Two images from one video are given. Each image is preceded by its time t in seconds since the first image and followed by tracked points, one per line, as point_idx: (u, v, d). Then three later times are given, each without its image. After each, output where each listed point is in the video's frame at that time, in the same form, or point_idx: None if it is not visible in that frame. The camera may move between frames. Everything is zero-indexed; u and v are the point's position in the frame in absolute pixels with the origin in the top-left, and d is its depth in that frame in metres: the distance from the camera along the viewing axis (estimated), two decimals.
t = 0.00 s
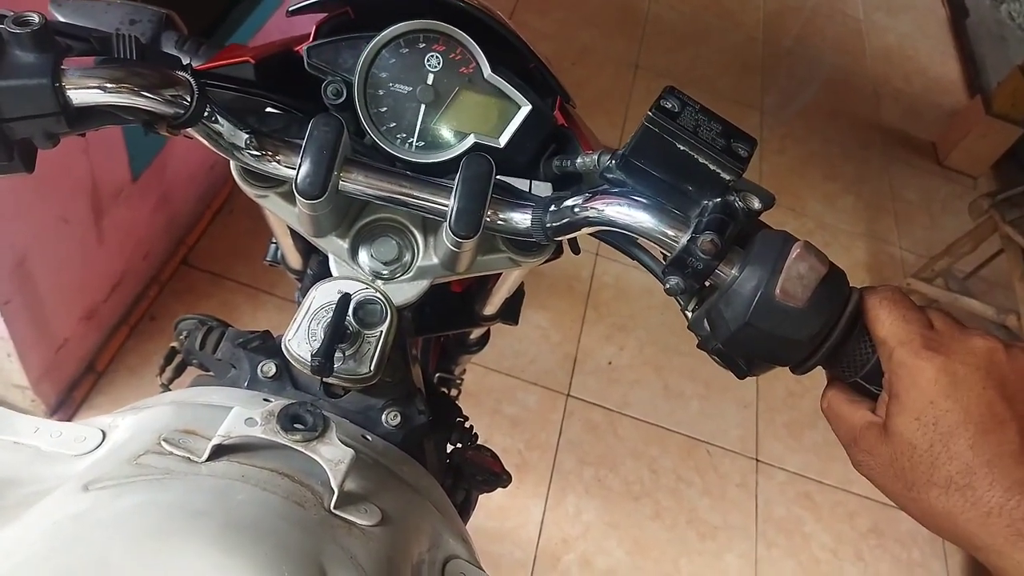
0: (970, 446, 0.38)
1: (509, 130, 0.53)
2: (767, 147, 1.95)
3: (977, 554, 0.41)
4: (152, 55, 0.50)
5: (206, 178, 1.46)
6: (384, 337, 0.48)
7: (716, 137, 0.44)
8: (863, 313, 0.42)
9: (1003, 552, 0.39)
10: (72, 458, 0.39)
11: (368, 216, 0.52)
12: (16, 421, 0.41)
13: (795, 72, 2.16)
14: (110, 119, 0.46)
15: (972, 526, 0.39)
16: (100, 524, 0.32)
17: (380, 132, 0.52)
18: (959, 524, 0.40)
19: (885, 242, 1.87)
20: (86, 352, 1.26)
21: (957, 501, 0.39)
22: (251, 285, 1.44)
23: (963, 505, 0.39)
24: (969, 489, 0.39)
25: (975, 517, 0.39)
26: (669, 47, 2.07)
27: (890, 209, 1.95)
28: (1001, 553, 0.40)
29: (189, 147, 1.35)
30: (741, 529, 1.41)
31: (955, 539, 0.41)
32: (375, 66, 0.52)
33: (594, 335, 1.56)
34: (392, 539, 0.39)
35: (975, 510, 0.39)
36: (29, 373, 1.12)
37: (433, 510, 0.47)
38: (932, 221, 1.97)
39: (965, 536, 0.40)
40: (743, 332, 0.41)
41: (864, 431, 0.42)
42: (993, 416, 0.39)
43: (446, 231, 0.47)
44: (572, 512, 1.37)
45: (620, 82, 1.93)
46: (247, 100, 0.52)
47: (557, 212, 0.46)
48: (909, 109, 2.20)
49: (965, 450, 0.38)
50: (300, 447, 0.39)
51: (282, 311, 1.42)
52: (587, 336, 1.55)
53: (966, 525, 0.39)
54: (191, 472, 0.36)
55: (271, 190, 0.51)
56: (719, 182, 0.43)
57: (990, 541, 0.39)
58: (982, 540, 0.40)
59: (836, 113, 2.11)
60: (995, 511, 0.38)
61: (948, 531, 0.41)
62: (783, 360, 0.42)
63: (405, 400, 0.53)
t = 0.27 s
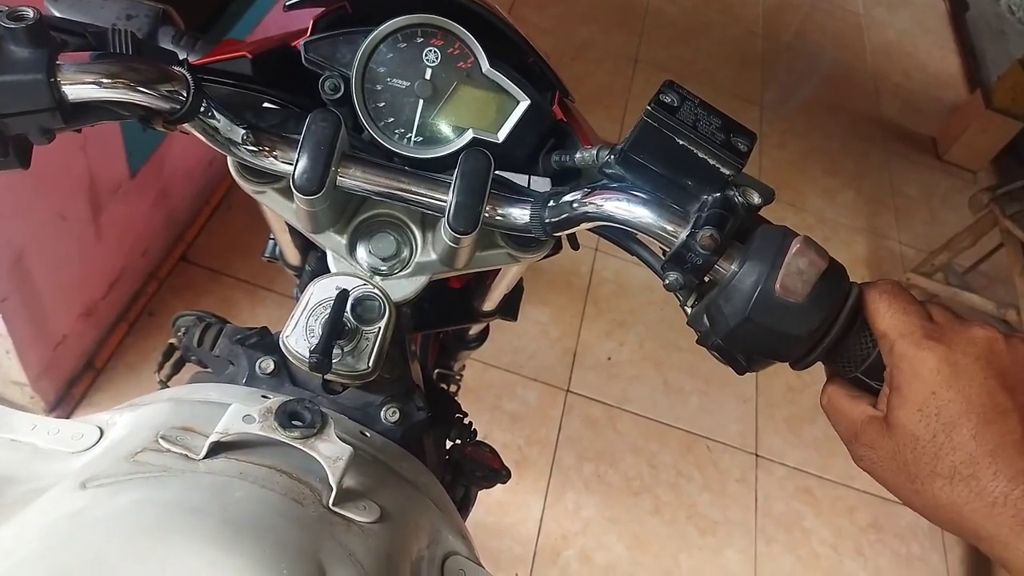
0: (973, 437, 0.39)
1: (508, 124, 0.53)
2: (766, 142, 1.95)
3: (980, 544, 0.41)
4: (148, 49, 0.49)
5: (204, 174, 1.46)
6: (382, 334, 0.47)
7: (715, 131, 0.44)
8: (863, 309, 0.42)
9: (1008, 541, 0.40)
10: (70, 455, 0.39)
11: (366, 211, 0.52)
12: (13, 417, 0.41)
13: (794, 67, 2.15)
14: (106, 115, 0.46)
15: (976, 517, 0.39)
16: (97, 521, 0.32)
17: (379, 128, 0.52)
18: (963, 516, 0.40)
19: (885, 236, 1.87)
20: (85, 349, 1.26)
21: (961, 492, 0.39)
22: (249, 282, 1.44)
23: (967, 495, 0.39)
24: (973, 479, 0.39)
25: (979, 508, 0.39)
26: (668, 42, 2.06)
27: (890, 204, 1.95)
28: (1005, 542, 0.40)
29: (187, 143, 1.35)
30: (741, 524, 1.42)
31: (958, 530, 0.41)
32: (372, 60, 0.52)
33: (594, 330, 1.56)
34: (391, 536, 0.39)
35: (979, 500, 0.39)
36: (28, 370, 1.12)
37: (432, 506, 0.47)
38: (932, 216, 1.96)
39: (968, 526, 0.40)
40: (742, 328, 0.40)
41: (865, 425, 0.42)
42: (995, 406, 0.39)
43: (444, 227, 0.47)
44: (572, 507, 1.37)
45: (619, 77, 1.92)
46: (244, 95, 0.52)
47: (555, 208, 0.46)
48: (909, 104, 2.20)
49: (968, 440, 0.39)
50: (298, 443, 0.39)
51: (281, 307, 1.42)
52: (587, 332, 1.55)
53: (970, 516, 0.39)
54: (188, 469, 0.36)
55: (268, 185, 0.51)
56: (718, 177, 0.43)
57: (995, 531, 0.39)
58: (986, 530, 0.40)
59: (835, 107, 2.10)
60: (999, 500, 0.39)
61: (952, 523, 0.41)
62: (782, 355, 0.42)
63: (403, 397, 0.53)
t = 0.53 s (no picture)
0: (985, 404, 0.39)
1: (505, 125, 0.53)
2: (765, 142, 1.95)
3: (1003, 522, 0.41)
4: (146, 49, 0.49)
5: (202, 174, 1.46)
6: (380, 335, 0.47)
7: (713, 132, 0.44)
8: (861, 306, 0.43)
9: None
10: (68, 456, 0.39)
11: (364, 212, 0.52)
12: (12, 418, 0.41)
13: (792, 67, 2.15)
14: (104, 115, 0.46)
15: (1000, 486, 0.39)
16: (94, 524, 0.32)
17: (376, 128, 0.52)
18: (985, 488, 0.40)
19: (883, 237, 1.87)
20: (83, 350, 1.26)
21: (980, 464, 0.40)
22: (247, 282, 1.43)
23: (986, 464, 0.40)
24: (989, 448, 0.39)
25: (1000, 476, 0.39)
26: (667, 42, 2.06)
27: (888, 204, 1.95)
28: None
29: (185, 143, 1.35)
30: (740, 524, 1.42)
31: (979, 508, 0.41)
32: (370, 60, 0.52)
33: (592, 330, 1.56)
34: (389, 537, 0.39)
35: (999, 467, 0.39)
36: (25, 371, 1.12)
37: (431, 507, 0.46)
38: (930, 216, 1.97)
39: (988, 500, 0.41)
40: (740, 329, 0.40)
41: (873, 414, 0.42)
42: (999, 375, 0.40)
43: (442, 227, 0.47)
44: (571, 508, 1.37)
45: (617, 77, 1.92)
46: (242, 95, 0.52)
47: (553, 208, 0.46)
48: (907, 103, 2.20)
49: (980, 408, 0.39)
50: (296, 444, 0.39)
51: (280, 308, 1.42)
52: (585, 332, 1.55)
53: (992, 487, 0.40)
54: (186, 471, 0.36)
55: (266, 186, 0.51)
56: (716, 178, 0.43)
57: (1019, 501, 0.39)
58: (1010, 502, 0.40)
59: (833, 107, 2.11)
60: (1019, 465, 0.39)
61: (974, 499, 0.41)
62: (781, 356, 0.42)
63: (402, 397, 0.53)
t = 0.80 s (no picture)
0: (999, 371, 0.42)
1: (508, 126, 0.53)
2: (769, 143, 1.94)
3: None
4: (149, 52, 0.49)
5: (206, 176, 1.46)
6: (382, 337, 0.47)
7: (715, 134, 0.44)
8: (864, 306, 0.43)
9: None
10: (72, 459, 0.39)
11: (367, 214, 0.52)
12: (17, 421, 0.41)
13: (795, 67, 2.15)
14: (107, 118, 0.46)
15: None
16: (97, 527, 0.32)
17: (379, 130, 0.52)
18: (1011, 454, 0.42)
19: (887, 237, 1.87)
20: (88, 352, 1.26)
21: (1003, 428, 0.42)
22: (252, 284, 1.44)
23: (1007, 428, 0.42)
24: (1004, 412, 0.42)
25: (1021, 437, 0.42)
26: (670, 42, 2.06)
27: (893, 204, 1.94)
28: None
29: (189, 146, 1.35)
30: (744, 526, 1.41)
31: (1004, 476, 0.43)
32: (373, 63, 0.52)
33: (596, 332, 1.56)
34: (393, 539, 0.39)
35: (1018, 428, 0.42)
36: (31, 373, 1.13)
37: (434, 509, 0.46)
38: (935, 216, 1.96)
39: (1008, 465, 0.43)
40: (743, 331, 0.40)
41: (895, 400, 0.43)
42: (1004, 343, 0.43)
43: (444, 229, 0.47)
44: (575, 509, 1.37)
45: (620, 78, 1.92)
46: (245, 97, 0.52)
47: (556, 210, 0.46)
48: (911, 104, 2.19)
49: (998, 373, 0.42)
50: (299, 447, 0.39)
51: (284, 310, 1.42)
52: (589, 333, 1.55)
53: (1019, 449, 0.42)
54: (190, 473, 0.36)
55: (269, 188, 0.51)
56: (718, 180, 0.43)
57: None
58: None
59: (837, 108, 2.10)
60: None
61: (1001, 467, 0.43)
62: (784, 359, 0.42)
63: (405, 400, 0.53)
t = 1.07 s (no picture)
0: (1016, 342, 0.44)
1: (513, 126, 0.53)
2: (774, 141, 1.94)
3: None
4: (155, 51, 0.49)
5: (211, 176, 1.46)
6: (387, 336, 0.47)
7: (720, 134, 0.44)
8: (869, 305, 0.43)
9: None
10: (79, 457, 0.40)
11: (372, 214, 0.52)
12: (24, 420, 0.41)
13: (801, 65, 2.14)
14: (113, 116, 0.46)
15: None
16: (104, 525, 0.32)
17: (384, 129, 0.52)
18: None
19: (894, 236, 1.86)
20: (95, 350, 1.27)
21: None
22: (257, 283, 1.44)
23: None
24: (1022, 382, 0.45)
25: None
26: (675, 41, 2.06)
27: (899, 203, 1.94)
28: None
29: (195, 145, 1.35)
30: (750, 525, 1.41)
31: None
32: (378, 62, 0.52)
33: (601, 331, 1.56)
34: (398, 538, 0.39)
35: None
36: (38, 371, 1.13)
37: (439, 508, 0.47)
38: (941, 214, 1.95)
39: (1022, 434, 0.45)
40: (748, 331, 0.40)
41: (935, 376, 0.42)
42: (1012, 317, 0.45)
43: (449, 229, 0.47)
44: (581, 508, 1.37)
45: (625, 77, 1.92)
46: (251, 97, 0.52)
47: (560, 210, 0.46)
48: (917, 102, 2.18)
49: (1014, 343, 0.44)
50: (305, 446, 0.39)
51: (289, 309, 1.43)
52: (594, 332, 1.55)
53: None
54: (196, 472, 0.36)
55: (275, 188, 0.51)
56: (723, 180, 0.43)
57: None
58: None
59: (843, 106, 2.09)
60: None
61: None
62: (789, 359, 0.42)
63: (411, 398, 0.53)
